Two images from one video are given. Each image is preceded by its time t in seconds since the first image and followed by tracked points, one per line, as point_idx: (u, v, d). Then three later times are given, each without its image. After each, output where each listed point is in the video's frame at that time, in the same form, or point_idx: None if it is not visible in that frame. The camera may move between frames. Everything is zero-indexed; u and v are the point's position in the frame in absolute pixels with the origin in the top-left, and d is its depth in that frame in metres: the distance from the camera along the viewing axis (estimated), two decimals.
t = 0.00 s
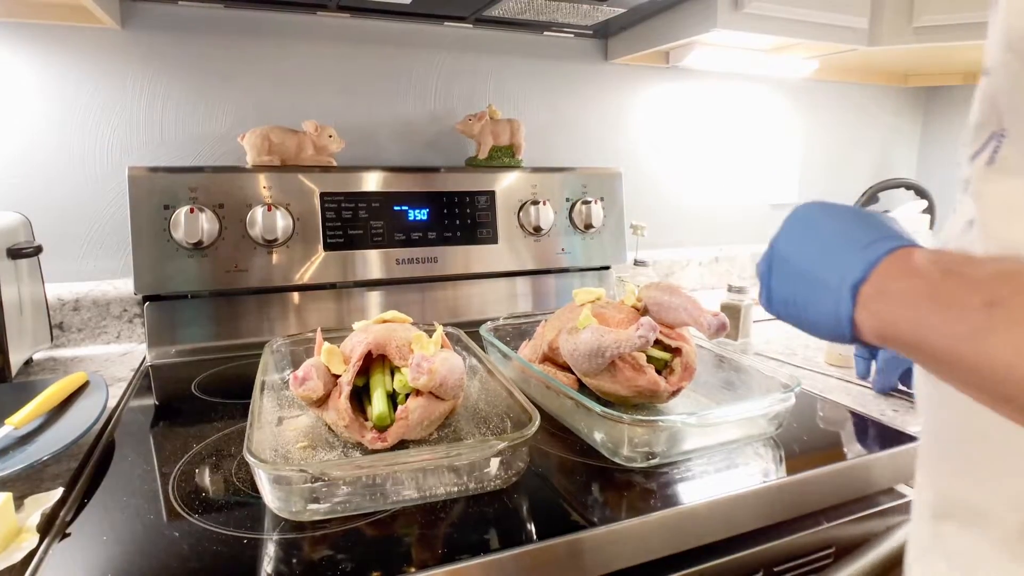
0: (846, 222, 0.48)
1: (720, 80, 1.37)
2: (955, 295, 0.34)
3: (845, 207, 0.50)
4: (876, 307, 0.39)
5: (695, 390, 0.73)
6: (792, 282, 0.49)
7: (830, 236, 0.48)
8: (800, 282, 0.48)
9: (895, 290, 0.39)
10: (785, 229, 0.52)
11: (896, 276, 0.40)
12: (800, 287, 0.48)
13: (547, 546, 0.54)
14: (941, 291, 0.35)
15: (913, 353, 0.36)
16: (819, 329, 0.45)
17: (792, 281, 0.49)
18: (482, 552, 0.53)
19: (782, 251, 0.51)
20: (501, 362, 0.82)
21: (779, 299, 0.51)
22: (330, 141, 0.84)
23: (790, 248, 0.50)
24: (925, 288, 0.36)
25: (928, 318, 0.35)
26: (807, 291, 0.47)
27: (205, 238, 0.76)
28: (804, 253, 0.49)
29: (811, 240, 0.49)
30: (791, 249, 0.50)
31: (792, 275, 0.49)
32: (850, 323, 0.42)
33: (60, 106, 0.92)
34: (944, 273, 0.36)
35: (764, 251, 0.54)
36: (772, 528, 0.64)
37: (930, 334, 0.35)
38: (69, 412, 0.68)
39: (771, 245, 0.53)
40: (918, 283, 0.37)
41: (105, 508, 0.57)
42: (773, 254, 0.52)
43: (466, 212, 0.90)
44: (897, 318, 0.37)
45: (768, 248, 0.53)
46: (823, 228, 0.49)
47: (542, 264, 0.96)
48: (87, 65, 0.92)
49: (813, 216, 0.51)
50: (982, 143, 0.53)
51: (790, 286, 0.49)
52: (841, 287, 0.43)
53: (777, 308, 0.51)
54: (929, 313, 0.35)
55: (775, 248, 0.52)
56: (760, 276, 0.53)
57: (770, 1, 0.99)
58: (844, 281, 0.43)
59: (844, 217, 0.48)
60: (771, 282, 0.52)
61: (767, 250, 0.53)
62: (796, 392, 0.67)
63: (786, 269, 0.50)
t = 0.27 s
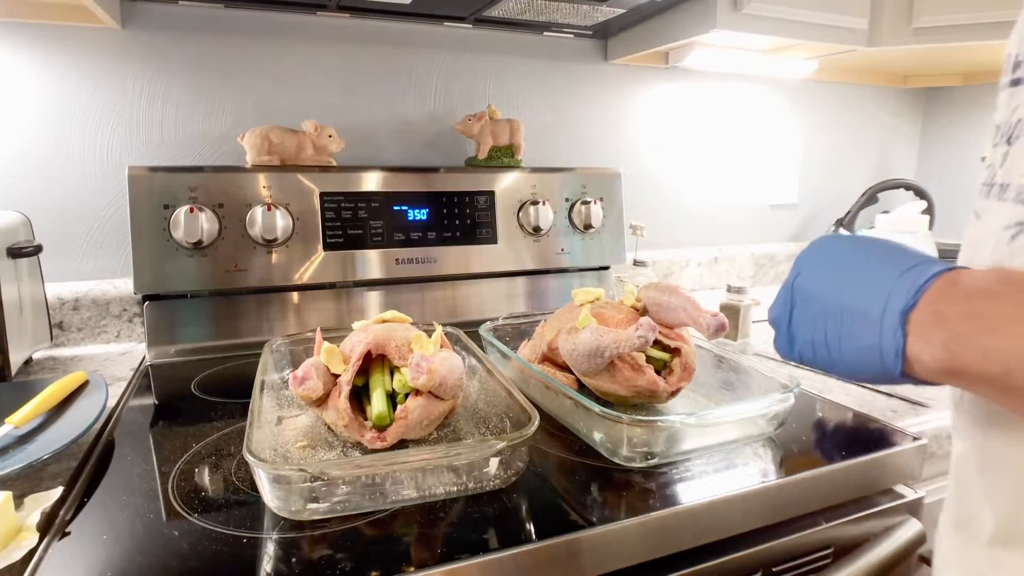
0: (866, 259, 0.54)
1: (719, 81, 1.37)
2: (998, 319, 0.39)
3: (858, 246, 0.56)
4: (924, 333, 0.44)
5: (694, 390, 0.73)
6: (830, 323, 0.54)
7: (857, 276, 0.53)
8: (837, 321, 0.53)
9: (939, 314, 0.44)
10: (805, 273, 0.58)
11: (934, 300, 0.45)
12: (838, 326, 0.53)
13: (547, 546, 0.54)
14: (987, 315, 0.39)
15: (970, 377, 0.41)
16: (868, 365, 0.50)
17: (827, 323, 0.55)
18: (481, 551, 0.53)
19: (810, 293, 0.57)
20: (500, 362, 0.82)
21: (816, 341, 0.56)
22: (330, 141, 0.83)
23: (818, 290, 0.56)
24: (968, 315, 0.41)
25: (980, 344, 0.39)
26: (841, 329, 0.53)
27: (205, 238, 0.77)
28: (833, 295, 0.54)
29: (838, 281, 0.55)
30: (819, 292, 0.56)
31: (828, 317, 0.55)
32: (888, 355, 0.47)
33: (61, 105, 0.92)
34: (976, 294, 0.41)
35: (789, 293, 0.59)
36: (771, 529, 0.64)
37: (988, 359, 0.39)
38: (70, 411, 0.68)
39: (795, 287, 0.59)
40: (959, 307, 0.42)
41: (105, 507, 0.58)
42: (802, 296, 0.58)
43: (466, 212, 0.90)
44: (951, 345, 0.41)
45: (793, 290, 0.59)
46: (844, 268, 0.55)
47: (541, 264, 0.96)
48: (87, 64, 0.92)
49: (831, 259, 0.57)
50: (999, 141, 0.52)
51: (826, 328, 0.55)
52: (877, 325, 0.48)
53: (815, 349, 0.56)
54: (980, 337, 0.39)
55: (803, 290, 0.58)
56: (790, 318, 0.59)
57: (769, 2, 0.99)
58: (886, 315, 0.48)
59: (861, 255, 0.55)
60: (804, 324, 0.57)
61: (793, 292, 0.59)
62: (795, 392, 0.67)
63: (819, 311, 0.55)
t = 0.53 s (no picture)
0: (849, 271, 0.52)
1: (719, 81, 1.37)
2: (994, 332, 0.39)
3: (838, 256, 0.54)
4: (914, 351, 0.43)
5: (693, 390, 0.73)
6: (820, 343, 0.52)
7: (842, 289, 0.52)
8: (827, 339, 0.51)
9: (926, 330, 0.43)
10: (786, 289, 0.57)
11: (928, 309, 0.44)
12: (829, 345, 0.51)
13: (547, 545, 0.54)
14: (982, 329, 0.39)
15: (970, 396, 0.40)
16: (867, 383, 0.48)
17: (817, 342, 0.53)
18: (481, 551, 0.54)
19: (792, 313, 0.55)
20: (500, 362, 0.82)
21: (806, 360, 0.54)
22: (330, 140, 0.84)
23: (803, 306, 0.54)
24: (958, 328, 0.40)
25: (980, 361, 0.39)
26: (831, 348, 0.51)
27: (205, 238, 0.77)
28: (820, 311, 0.52)
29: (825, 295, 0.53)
30: (806, 308, 0.54)
31: (817, 337, 0.53)
32: (887, 375, 0.46)
33: (62, 105, 0.92)
34: (964, 305, 0.41)
35: (772, 309, 0.57)
36: (770, 529, 0.64)
37: (989, 376, 0.38)
38: (70, 410, 0.68)
39: (779, 303, 0.57)
40: (952, 318, 0.41)
41: (106, 506, 0.58)
42: (787, 313, 0.56)
43: (466, 212, 0.90)
44: (941, 359, 0.41)
45: (775, 306, 0.57)
46: (825, 284, 0.53)
47: (541, 264, 0.96)
48: (87, 64, 0.92)
49: (812, 273, 0.55)
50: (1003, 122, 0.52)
51: (817, 348, 0.53)
52: (869, 345, 0.47)
53: (807, 370, 0.54)
54: (977, 352, 0.39)
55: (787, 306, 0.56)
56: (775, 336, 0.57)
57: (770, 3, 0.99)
58: (879, 331, 0.46)
59: (842, 267, 0.53)
60: (792, 342, 0.55)
61: (776, 309, 0.57)
62: (795, 392, 0.67)
63: (808, 330, 0.53)
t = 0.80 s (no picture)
0: (837, 274, 0.52)
1: (720, 81, 1.37)
2: (997, 341, 0.39)
3: (821, 256, 0.54)
4: (918, 359, 0.44)
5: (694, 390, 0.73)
6: (823, 353, 0.52)
7: (837, 295, 0.52)
8: (831, 349, 0.51)
9: (927, 339, 0.43)
10: (774, 295, 0.57)
11: (929, 316, 0.44)
12: (833, 355, 0.51)
13: (546, 544, 0.54)
14: (985, 336, 0.39)
15: (980, 402, 0.41)
16: (880, 390, 0.49)
17: (821, 352, 0.53)
18: (481, 549, 0.54)
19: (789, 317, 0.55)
20: (500, 362, 0.82)
21: (813, 370, 0.54)
22: (330, 140, 0.84)
23: (800, 316, 0.54)
24: (959, 337, 0.40)
25: (988, 369, 0.39)
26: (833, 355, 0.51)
27: (205, 237, 0.77)
28: (818, 321, 0.52)
29: (819, 303, 0.53)
30: (803, 319, 0.54)
31: (819, 347, 0.53)
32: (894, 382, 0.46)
33: (62, 104, 0.92)
34: (961, 310, 0.41)
35: (765, 317, 0.58)
36: (770, 529, 0.64)
37: (998, 386, 0.39)
38: (70, 409, 0.68)
39: (772, 312, 0.57)
40: (951, 326, 0.41)
41: (106, 505, 0.58)
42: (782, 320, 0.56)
43: (466, 211, 0.90)
44: (947, 370, 0.41)
45: (769, 315, 0.57)
46: (818, 289, 0.53)
47: (541, 264, 0.96)
48: (87, 63, 0.92)
49: (799, 278, 0.55)
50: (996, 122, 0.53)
51: (821, 358, 0.53)
52: (872, 355, 0.47)
53: (816, 379, 0.54)
54: (983, 361, 0.39)
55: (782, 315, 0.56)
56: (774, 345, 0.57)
57: (770, 3, 0.99)
58: (886, 343, 0.46)
59: (832, 269, 0.53)
60: (794, 351, 0.55)
61: (771, 317, 0.57)
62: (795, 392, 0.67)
63: (810, 341, 0.53)
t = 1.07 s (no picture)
0: (848, 280, 0.53)
1: (721, 81, 1.37)
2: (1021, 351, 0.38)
3: (829, 261, 0.55)
4: (935, 368, 0.44)
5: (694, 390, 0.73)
6: (836, 358, 0.53)
7: (850, 305, 0.52)
8: (843, 355, 0.52)
9: (943, 347, 0.43)
10: (786, 300, 0.57)
11: (945, 324, 0.44)
12: (847, 360, 0.52)
13: (546, 545, 0.54)
14: (1009, 347, 0.39)
15: (1005, 411, 0.40)
16: (895, 395, 0.49)
17: (833, 358, 0.53)
18: (481, 550, 0.54)
19: (804, 328, 0.55)
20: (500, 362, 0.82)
21: (827, 374, 0.55)
22: (331, 140, 0.84)
23: (811, 322, 0.55)
24: (982, 347, 0.40)
25: (1014, 379, 0.38)
26: (851, 365, 0.52)
27: (206, 237, 0.77)
28: (829, 328, 0.53)
29: (829, 309, 0.53)
30: (813, 325, 0.54)
31: (831, 352, 0.53)
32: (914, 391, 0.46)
33: (62, 104, 0.92)
34: (980, 320, 0.41)
35: (777, 322, 0.58)
36: (770, 530, 0.65)
37: None
38: (70, 409, 0.68)
39: (784, 318, 0.57)
40: (969, 335, 0.41)
41: (106, 505, 0.58)
42: (798, 330, 0.56)
43: (466, 211, 0.90)
44: (969, 380, 0.40)
45: (781, 321, 0.58)
46: (831, 298, 0.53)
47: (542, 264, 0.96)
48: (87, 62, 0.92)
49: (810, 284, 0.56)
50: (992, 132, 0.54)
51: (834, 363, 0.53)
52: (890, 365, 0.47)
53: (831, 384, 0.55)
54: (1006, 372, 0.39)
55: (793, 321, 0.56)
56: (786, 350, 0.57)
57: (771, 2, 0.99)
58: (901, 352, 0.46)
59: (844, 278, 0.53)
60: (806, 356, 0.56)
61: (783, 323, 0.57)
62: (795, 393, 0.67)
63: (822, 346, 0.54)
